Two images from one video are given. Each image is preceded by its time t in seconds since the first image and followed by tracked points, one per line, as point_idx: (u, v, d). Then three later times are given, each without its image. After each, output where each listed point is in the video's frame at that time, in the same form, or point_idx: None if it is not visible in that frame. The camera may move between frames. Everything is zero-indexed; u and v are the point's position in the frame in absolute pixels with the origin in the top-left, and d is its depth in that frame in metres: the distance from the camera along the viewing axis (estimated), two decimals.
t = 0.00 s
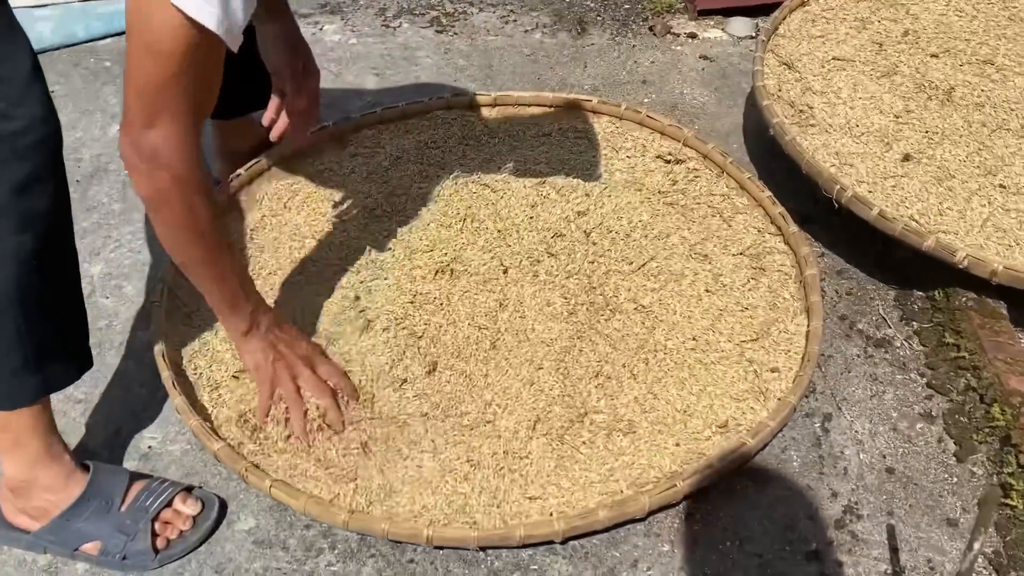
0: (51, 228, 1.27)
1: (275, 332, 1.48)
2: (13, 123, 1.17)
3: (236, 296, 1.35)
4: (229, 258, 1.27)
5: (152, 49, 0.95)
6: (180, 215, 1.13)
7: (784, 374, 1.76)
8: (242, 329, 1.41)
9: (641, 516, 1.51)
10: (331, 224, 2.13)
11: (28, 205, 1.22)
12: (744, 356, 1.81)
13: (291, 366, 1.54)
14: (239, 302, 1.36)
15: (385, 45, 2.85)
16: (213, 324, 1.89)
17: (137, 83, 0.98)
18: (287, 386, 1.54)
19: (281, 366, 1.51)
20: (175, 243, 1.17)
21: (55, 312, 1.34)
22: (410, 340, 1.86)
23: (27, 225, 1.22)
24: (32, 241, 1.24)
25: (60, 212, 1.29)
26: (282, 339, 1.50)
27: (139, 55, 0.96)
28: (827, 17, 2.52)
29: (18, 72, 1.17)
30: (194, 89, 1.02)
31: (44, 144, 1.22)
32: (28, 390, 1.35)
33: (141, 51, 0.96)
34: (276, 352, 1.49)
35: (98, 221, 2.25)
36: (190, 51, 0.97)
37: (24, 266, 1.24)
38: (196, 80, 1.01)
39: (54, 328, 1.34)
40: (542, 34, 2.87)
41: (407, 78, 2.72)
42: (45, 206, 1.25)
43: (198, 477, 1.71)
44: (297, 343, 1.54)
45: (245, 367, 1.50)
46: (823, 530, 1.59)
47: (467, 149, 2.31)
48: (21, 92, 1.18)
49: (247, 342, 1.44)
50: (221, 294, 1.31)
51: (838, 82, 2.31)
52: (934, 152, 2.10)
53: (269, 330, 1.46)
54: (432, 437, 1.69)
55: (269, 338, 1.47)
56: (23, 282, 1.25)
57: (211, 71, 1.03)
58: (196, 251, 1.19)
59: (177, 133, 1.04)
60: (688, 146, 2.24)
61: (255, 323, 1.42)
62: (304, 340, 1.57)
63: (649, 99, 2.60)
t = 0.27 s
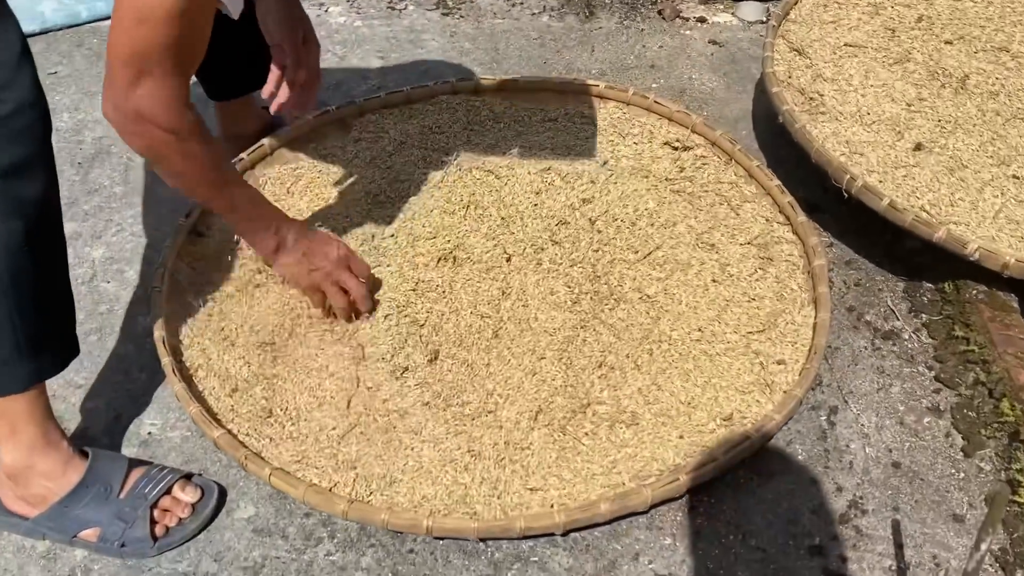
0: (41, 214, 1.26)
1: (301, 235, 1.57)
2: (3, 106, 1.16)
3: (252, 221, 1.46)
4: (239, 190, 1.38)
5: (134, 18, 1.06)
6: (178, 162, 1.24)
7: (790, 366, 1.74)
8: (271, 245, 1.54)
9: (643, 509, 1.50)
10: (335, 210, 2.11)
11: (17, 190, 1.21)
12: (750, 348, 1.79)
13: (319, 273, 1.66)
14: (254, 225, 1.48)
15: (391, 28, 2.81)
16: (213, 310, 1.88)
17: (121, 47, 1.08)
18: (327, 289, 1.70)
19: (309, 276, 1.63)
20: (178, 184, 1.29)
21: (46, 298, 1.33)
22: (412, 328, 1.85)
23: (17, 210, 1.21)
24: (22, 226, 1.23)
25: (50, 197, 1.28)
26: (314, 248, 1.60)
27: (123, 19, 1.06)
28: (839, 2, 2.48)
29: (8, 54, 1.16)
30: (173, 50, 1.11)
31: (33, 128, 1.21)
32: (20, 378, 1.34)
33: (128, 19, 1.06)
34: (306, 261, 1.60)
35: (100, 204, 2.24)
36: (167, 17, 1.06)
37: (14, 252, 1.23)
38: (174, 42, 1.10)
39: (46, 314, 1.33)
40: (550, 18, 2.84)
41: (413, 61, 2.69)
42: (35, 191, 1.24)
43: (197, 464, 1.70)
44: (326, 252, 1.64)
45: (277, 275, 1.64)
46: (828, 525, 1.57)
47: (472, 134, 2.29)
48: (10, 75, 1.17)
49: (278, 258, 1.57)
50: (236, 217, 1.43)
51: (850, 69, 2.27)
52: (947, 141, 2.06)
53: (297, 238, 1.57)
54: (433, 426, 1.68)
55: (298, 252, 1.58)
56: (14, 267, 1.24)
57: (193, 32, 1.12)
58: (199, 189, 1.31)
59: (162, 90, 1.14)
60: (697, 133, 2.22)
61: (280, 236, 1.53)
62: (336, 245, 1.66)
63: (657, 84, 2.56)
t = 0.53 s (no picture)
0: (37, 197, 1.26)
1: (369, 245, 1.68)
2: (4, 89, 1.15)
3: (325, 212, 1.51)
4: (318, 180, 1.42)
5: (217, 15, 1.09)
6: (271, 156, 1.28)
7: (800, 358, 1.72)
8: (345, 246, 1.64)
9: (650, 500, 1.49)
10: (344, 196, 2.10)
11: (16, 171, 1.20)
12: (760, 339, 1.77)
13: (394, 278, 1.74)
14: (332, 219, 1.53)
15: (401, 13, 2.79)
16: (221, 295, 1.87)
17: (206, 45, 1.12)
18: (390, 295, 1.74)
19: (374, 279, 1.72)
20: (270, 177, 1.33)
21: (44, 280, 1.32)
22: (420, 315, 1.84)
23: (15, 192, 1.21)
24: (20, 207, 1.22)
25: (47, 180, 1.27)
26: (383, 251, 1.72)
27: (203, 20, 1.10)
28: None
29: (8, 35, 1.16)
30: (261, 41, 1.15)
31: (32, 110, 1.21)
32: (15, 363, 1.33)
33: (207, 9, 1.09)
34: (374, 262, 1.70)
35: (108, 188, 2.23)
36: (246, 12, 1.10)
37: (11, 234, 1.23)
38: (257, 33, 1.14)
39: (44, 296, 1.33)
40: (561, 3, 2.81)
41: (422, 46, 2.67)
42: (32, 173, 1.23)
43: (204, 449, 1.70)
44: (397, 257, 1.75)
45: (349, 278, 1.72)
46: (837, 517, 1.56)
47: (482, 120, 2.27)
48: (10, 56, 1.16)
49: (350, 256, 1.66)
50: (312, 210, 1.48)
51: (865, 57, 2.24)
52: (963, 131, 2.04)
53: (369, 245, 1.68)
54: (441, 414, 1.67)
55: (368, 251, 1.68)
56: (12, 248, 1.24)
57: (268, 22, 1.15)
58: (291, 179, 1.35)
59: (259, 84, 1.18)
60: (708, 121, 2.19)
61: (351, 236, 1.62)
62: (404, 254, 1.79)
63: (669, 71, 2.54)
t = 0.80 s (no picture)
0: (57, 185, 1.26)
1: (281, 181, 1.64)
2: (26, 79, 1.16)
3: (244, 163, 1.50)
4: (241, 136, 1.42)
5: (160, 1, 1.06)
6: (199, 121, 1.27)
7: (815, 354, 1.71)
8: (251, 185, 1.57)
9: (663, 496, 1.48)
10: (356, 187, 2.10)
11: (38, 161, 1.20)
12: (774, 335, 1.76)
13: (297, 204, 1.73)
14: (242, 160, 1.47)
15: (414, 4, 2.78)
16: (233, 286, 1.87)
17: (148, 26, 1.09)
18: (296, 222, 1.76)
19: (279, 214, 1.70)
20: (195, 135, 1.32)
21: (62, 270, 1.32)
22: (431, 308, 1.83)
23: (37, 180, 1.21)
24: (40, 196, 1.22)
25: (65, 171, 1.27)
26: (286, 188, 1.65)
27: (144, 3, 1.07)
28: None
29: (32, 26, 1.16)
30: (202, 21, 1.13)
31: (53, 101, 1.21)
32: (33, 349, 1.33)
33: None
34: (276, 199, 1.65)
35: (120, 177, 2.23)
36: None
37: (33, 223, 1.23)
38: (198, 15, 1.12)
39: (61, 286, 1.33)
40: None
41: (435, 38, 2.66)
42: (53, 164, 1.23)
43: (216, 440, 1.70)
44: (298, 187, 1.69)
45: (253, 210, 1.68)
46: (850, 515, 1.55)
47: (495, 112, 2.26)
48: (34, 48, 1.17)
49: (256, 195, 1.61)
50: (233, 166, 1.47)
51: (882, 51, 2.22)
52: (981, 127, 2.02)
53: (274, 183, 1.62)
54: (452, 408, 1.67)
55: (273, 188, 1.63)
56: (32, 236, 1.24)
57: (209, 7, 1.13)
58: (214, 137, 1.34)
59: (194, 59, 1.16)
60: (722, 115, 2.16)
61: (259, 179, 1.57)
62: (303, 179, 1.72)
63: (683, 65, 2.52)
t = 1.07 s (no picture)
0: (75, 181, 1.27)
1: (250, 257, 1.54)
2: (47, 75, 1.16)
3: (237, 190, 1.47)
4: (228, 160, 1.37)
5: None
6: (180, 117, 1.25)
7: (827, 353, 1.71)
8: (228, 226, 1.45)
9: (674, 495, 1.48)
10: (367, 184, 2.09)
11: (55, 156, 1.21)
12: (786, 334, 1.76)
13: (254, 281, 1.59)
14: (227, 197, 1.38)
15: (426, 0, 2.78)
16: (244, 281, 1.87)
17: None
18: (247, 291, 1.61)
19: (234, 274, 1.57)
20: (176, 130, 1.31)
21: (79, 265, 1.33)
22: (443, 305, 1.83)
23: (56, 176, 1.22)
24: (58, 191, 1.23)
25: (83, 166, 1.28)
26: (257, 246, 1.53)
27: None
28: None
29: (55, 22, 1.17)
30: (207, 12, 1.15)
31: (73, 97, 1.22)
32: (52, 343, 1.34)
33: None
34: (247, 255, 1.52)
35: (132, 173, 2.23)
36: None
37: (50, 218, 1.24)
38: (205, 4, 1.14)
39: (78, 281, 1.34)
40: None
41: (446, 34, 2.65)
42: (70, 160, 1.24)
43: (227, 436, 1.70)
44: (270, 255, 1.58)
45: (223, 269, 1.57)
46: (862, 516, 1.54)
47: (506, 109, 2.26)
48: (55, 43, 1.17)
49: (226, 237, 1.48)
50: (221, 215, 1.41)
51: (896, 49, 2.21)
52: (996, 126, 2.00)
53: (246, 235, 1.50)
54: (463, 405, 1.67)
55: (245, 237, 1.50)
56: (50, 232, 1.25)
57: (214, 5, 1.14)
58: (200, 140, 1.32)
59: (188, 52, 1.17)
60: (735, 112, 2.14)
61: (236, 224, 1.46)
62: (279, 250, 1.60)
63: (695, 62, 2.51)
